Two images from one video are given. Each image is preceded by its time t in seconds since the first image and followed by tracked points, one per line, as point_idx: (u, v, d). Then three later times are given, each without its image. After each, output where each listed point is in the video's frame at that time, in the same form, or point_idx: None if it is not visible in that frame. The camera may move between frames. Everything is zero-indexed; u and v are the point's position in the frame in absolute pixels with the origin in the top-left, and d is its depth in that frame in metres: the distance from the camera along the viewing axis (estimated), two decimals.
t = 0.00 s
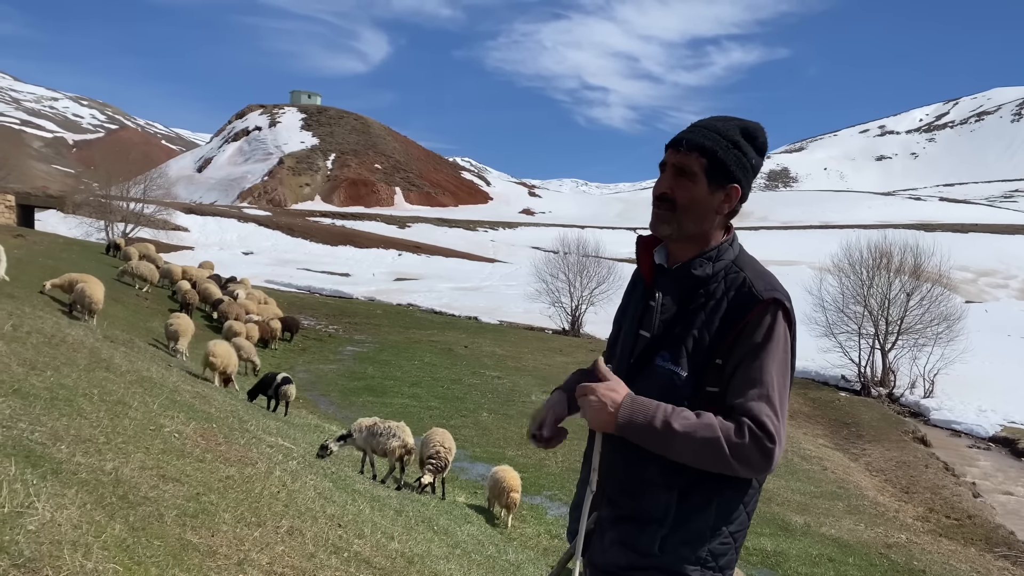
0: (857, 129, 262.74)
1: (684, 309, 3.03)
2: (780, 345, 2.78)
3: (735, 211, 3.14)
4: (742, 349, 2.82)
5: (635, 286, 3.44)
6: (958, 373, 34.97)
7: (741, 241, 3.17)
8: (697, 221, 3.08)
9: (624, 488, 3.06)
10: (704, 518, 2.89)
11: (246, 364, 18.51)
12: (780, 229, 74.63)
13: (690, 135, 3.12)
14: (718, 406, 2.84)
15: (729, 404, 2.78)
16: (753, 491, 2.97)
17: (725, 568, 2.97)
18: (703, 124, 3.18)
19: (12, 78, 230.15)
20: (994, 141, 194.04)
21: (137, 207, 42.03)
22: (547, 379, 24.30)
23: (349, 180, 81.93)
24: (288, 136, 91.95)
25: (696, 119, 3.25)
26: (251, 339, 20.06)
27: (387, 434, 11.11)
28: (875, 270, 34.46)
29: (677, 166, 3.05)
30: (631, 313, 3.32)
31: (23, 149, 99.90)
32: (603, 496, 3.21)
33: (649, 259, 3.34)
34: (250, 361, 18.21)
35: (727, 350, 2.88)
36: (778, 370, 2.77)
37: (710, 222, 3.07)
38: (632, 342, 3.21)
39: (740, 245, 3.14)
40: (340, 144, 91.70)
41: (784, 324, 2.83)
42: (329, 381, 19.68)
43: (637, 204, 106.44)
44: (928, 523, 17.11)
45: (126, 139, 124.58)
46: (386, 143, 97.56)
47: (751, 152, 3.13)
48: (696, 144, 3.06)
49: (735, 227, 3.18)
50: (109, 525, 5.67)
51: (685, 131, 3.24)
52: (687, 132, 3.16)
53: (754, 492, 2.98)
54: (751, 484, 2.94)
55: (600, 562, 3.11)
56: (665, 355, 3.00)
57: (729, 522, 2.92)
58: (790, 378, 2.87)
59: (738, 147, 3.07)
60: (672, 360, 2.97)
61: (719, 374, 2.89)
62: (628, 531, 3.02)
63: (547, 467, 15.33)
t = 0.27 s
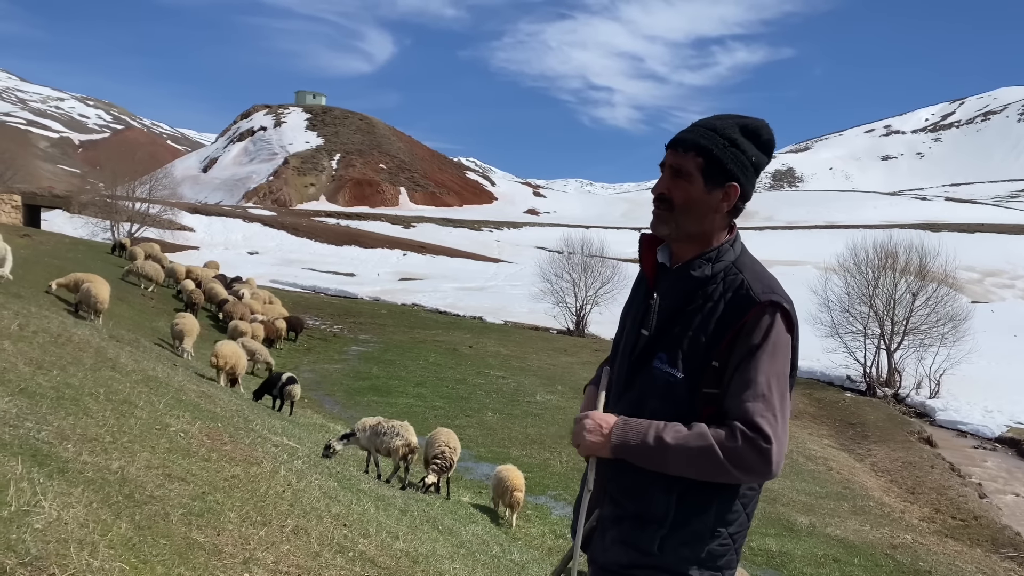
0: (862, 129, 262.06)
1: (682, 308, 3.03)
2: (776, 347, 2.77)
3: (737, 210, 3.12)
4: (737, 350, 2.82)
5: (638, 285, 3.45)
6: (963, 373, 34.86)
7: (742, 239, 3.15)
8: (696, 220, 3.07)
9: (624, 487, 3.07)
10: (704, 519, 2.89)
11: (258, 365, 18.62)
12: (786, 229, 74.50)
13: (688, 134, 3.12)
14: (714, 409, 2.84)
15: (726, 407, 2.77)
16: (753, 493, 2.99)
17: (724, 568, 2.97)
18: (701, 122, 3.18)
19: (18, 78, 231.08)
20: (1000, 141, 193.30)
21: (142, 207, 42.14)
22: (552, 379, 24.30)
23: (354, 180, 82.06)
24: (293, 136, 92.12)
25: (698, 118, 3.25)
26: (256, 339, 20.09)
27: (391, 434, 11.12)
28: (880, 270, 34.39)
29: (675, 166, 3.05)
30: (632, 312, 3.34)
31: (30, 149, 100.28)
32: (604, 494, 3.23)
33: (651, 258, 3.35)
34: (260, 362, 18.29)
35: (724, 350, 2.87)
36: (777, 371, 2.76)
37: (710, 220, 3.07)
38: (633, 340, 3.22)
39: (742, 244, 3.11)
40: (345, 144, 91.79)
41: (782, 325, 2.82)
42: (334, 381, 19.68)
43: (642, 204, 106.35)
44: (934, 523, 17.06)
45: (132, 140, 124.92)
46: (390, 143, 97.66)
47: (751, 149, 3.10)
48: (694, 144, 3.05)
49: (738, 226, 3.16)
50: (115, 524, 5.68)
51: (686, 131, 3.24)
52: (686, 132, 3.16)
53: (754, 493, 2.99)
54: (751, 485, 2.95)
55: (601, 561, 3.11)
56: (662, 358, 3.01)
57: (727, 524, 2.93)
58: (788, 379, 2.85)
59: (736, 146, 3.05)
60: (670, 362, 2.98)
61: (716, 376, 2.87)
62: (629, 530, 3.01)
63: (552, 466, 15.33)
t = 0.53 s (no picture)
0: (867, 128, 261.35)
1: (683, 308, 3.04)
2: (760, 347, 2.73)
3: (742, 208, 3.10)
4: (724, 347, 2.81)
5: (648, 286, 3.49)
6: (969, 374, 34.77)
7: (750, 238, 3.11)
8: (695, 218, 3.08)
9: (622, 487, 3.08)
10: (703, 520, 2.90)
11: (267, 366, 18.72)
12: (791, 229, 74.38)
13: (692, 134, 3.14)
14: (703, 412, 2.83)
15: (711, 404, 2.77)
16: (753, 495, 2.99)
17: (724, 569, 2.98)
18: (705, 123, 3.19)
19: (25, 78, 231.88)
20: (1005, 141, 192.60)
21: (148, 207, 42.25)
22: (557, 379, 24.30)
23: (358, 180, 82.15)
24: (298, 136, 92.27)
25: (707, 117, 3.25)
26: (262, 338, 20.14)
27: (395, 433, 11.12)
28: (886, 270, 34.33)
29: (674, 166, 3.07)
30: (639, 313, 3.37)
31: (36, 150, 100.61)
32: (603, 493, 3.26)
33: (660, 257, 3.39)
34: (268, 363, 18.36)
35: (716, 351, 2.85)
36: (765, 369, 2.72)
37: (713, 219, 3.06)
38: (638, 337, 3.26)
39: (746, 243, 3.08)
40: (349, 144, 91.90)
41: (774, 325, 2.78)
42: (339, 381, 19.70)
43: (646, 204, 106.23)
44: (940, 524, 17.02)
45: (138, 140, 125.30)
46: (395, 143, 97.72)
47: (754, 146, 3.06)
48: (693, 144, 3.07)
49: (747, 225, 3.12)
50: (122, 523, 5.71)
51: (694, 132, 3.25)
52: (690, 132, 3.18)
53: (755, 495, 3.00)
54: (750, 487, 2.96)
55: (603, 561, 3.11)
56: (660, 356, 3.05)
57: (727, 525, 2.93)
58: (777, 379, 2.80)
59: (736, 144, 3.03)
60: (668, 361, 3.00)
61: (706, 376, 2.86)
62: (630, 530, 3.00)
63: (556, 466, 15.32)
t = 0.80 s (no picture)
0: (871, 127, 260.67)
1: (683, 307, 3.04)
2: (755, 345, 2.73)
3: (745, 208, 3.09)
4: (721, 346, 2.81)
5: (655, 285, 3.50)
6: (974, 374, 34.67)
7: (754, 237, 3.09)
8: (696, 218, 3.09)
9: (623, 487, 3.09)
10: (704, 518, 2.90)
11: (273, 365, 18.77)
12: (795, 229, 74.24)
13: (694, 134, 3.14)
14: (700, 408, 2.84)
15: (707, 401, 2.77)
16: (757, 496, 2.99)
17: (728, 569, 2.97)
18: (708, 123, 3.19)
19: (30, 78, 232.48)
20: (1011, 140, 191.99)
21: (153, 207, 42.36)
22: (562, 378, 24.29)
23: (362, 180, 82.25)
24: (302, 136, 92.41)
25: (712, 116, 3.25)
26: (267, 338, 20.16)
27: (397, 432, 11.11)
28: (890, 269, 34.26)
29: (678, 167, 3.08)
30: (642, 313, 3.40)
31: (41, 149, 100.90)
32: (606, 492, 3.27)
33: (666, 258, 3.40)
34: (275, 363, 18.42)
35: (714, 348, 2.85)
36: (760, 365, 2.71)
37: (717, 219, 3.06)
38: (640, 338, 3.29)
39: (750, 242, 3.07)
40: (353, 144, 91.97)
41: (771, 323, 2.77)
42: (344, 381, 19.70)
43: (650, 203, 106.15)
44: (946, 524, 16.97)
45: (142, 140, 125.55)
46: (399, 143, 97.78)
47: (758, 145, 3.05)
48: (694, 146, 3.08)
49: (750, 224, 3.12)
50: (127, 522, 5.72)
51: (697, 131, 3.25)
52: (694, 132, 3.17)
53: (758, 496, 3.00)
54: (752, 488, 2.95)
55: (603, 558, 3.11)
56: (661, 356, 3.06)
57: (728, 526, 2.92)
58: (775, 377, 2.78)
59: (737, 144, 3.03)
60: (667, 360, 3.03)
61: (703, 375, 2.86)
62: (631, 527, 3.00)
63: (560, 466, 15.32)
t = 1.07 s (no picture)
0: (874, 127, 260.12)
1: (685, 307, 3.03)
2: (759, 344, 2.72)
3: (748, 209, 3.09)
4: (724, 346, 2.80)
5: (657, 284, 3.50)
6: (978, 374, 34.58)
7: (755, 235, 3.10)
8: (698, 219, 3.08)
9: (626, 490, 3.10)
10: (709, 518, 2.89)
11: (276, 364, 18.80)
12: (799, 228, 74.09)
13: (695, 136, 3.12)
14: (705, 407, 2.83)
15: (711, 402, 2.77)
16: (761, 493, 2.99)
17: (733, 568, 2.96)
18: (709, 123, 3.17)
19: (34, 78, 233.05)
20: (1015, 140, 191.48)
21: (157, 207, 42.44)
22: (565, 378, 24.28)
23: (366, 180, 82.31)
24: (305, 136, 92.50)
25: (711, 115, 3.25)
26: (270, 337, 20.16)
27: (396, 431, 11.09)
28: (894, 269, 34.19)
29: (681, 170, 3.06)
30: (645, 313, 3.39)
31: (45, 150, 101.18)
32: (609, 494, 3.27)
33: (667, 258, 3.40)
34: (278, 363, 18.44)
35: (718, 347, 2.84)
36: (765, 363, 2.71)
37: (720, 220, 3.06)
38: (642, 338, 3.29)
39: (752, 242, 3.07)
40: (356, 144, 92.02)
41: (774, 320, 2.77)
42: (347, 381, 19.69)
43: (653, 203, 106.08)
44: (950, 525, 16.93)
45: (147, 139, 125.79)
46: (402, 143, 97.84)
47: (758, 147, 3.06)
48: (696, 147, 3.06)
49: (750, 224, 3.12)
50: (131, 522, 5.74)
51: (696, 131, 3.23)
52: (694, 133, 3.17)
53: (763, 494, 3.00)
54: (757, 485, 2.96)
55: (609, 559, 3.11)
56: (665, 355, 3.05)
57: (733, 523, 2.93)
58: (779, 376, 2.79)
59: (738, 144, 3.02)
60: (670, 360, 3.02)
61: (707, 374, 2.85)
62: (636, 528, 2.99)
63: (564, 466, 15.31)
